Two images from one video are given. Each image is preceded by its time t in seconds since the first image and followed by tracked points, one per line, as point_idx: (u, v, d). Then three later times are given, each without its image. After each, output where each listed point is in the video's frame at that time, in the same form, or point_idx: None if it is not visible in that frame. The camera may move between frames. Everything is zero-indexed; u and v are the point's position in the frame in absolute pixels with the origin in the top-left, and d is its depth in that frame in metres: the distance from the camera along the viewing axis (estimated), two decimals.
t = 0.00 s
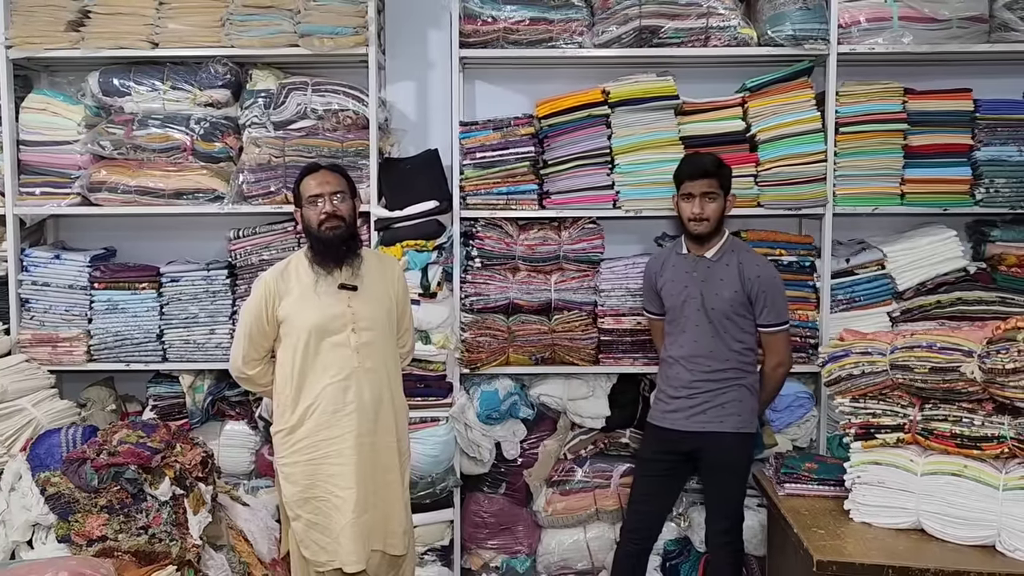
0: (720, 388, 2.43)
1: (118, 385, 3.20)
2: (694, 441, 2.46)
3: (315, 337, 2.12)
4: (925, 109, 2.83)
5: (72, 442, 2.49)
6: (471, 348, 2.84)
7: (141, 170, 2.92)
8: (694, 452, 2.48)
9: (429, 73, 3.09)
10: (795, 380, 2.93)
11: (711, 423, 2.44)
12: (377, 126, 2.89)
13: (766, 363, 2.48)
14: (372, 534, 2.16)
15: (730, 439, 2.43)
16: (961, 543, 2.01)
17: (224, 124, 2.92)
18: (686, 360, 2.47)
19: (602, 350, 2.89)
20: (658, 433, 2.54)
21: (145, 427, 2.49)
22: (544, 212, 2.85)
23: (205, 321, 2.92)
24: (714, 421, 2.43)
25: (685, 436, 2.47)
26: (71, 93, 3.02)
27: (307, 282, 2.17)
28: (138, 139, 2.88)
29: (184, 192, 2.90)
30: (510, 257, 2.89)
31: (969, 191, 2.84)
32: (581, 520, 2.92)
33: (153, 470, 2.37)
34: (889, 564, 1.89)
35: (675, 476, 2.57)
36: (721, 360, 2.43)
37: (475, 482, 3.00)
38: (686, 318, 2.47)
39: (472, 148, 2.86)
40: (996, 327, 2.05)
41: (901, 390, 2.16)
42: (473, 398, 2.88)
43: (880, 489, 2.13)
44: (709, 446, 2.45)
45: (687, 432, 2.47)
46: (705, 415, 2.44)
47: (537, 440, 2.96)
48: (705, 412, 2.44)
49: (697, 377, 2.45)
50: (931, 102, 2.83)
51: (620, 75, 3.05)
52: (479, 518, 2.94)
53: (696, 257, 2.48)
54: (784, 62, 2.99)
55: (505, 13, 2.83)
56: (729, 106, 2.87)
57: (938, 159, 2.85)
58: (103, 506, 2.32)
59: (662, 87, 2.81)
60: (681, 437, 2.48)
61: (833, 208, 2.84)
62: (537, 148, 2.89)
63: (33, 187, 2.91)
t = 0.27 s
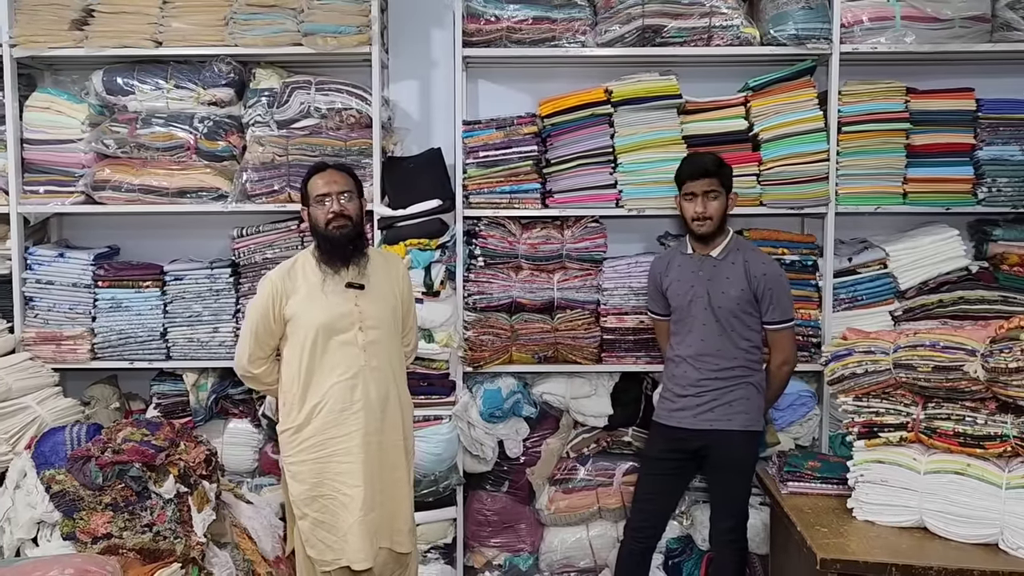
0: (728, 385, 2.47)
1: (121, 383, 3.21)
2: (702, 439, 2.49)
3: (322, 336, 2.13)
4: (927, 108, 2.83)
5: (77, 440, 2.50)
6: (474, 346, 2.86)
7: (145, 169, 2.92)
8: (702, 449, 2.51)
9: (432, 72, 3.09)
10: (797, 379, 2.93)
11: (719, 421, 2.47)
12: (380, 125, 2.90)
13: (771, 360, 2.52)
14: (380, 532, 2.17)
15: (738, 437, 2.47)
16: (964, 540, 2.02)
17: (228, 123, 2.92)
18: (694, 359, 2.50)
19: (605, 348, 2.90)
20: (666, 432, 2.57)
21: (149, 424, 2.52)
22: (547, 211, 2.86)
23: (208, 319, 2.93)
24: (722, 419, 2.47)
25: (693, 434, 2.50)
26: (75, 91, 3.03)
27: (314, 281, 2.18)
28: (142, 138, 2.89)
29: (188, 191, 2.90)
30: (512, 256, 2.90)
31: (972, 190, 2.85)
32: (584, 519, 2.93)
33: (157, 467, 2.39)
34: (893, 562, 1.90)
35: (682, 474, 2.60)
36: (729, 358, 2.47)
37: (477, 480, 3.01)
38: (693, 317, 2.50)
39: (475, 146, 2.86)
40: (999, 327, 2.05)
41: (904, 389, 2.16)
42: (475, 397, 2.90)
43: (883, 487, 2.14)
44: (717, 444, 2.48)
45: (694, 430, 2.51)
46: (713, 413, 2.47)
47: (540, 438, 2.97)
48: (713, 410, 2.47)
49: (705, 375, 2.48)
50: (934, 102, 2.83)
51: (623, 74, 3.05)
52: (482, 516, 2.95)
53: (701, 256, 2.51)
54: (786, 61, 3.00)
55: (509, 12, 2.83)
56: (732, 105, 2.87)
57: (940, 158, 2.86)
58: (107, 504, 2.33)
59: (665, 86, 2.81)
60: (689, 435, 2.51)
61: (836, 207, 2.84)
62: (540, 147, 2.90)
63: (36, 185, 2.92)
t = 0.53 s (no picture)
0: (739, 382, 2.48)
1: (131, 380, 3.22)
2: (713, 435, 2.51)
3: (337, 332, 2.14)
4: (937, 106, 2.84)
5: (89, 436, 2.51)
6: (484, 343, 2.87)
7: (155, 166, 2.92)
8: (713, 446, 2.52)
9: (441, 70, 3.10)
10: (806, 376, 2.94)
11: (730, 417, 2.49)
12: (390, 123, 2.91)
13: (782, 357, 2.54)
14: (393, 527, 2.19)
15: (748, 433, 2.49)
16: (977, 537, 2.02)
17: (238, 120, 2.93)
18: (705, 355, 2.51)
19: (614, 345, 2.91)
20: (676, 428, 2.58)
21: (161, 420, 2.51)
22: (557, 208, 2.86)
23: (218, 316, 2.94)
24: (733, 416, 2.48)
25: (704, 430, 2.52)
26: (85, 88, 3.03)
27: (329, 277, 2.18)
28: (152, 135, 2.90)
29: (198, 188, 2.90)
30: (522, 253, 2.91)
31: (980, 188, 2.85)
32: (593, 515, 2.94)
33: (170, 463, 2.38)
34: (908, 558, 1.91)
35: (692, 471, 2.60)
36: (740, 355, 2.48)
37: (487, 476, 3.02)
38: (705, 313, 2.52)
39: (485, 144, 2.86)
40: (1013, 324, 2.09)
41: (918, 386, 2.17)
42: (485, 394, 2.90)
43: (896, 484, 2.15)
44: (728, 440, 2.49)
45: (705, 427, 2.52)
46: (724, 410, 2.49)
47: (549, 435, 2.98)
48: (723, 407, 2.49)
49: (716, 372, 2.50)
50: (943, 100, 2.83)
51: (633, 72, 3.06)
52: (491, 512, 2.98)
53: (714, 253, 2.53)
54: (796, 59, 3.00)
55: (519, 9, 2.83)
56: (741, 103, 2.88)
57: (949, 156, 2.86)
58: (120, 500, 2.34)
59: (676, 84, 2.81)
60: (700, 432, 2.52)
61: (845, 205, 2.85)
62: (550, 144, 2.90)
63: (47, 182, 2.92)
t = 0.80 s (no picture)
0: (751, 380, 2.50)
1: (145, 377, 3.24)
2: (725, 433, 2.52)
3: (354, 329, 2.16)
4: (947, 106, 2.85)
5: (106, 433, 2.53)
6: (496, 341, 2.89)
7: (169, 165, 2.93)
8: (725, 443, 2.54)
9: (453, 70, 3.11)
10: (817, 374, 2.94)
11: (742, 415, 2.50)
12: (403, 122, 2.92)
13: (795, 356, 2.56)
14: (410, 524, 2.19)
15: (761, 430, 2.50)
16: (993, 534, 2.04)
17: (251, 119, 2.94)
18: (717, 353, 2.53)
19: (626, 343, 2.93)
20: (687, 426, 2.60)
21: (177, 418, 2.54)
22: (569, 207, 2.87)
23: (232, 314, 2.96)
24: (745, 413, 2.50)
25: (716, 428, 2.53)
26: (99, 87, 3.05)
27: (346, 275, 2.21)
28: (166, 134, 2.91)
29: (212, 186, 2.92)
30: (534, 251, 2.92)
31: (991, 187, 2.87)
32: (605, 512, 2.96)
33: (186, 460, 2.41)
34: (925, 555, 1.93)
35: (703, 468, 2.62)
36: (752, 353, 2.50)
37: (499, 473, 3.04)
38: (718, 312, 2.53)
39: (498, 143, 2.88)
40: None
41: (934, 384, 2.21)
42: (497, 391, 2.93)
43: (912, 481, 2.17)
44: (741, 438, 2.51)
45: (717, 424, 2.54)
46: (736, 407, 2.51)
47: (561, 432, 2.99)
48: (735, 405, 2.51)
49: (728, 370, 2.51)
50: (954, 99, 2.85)
51: (644, 71, 3.07)
52: (503, 509, 3.00)
53: (728, 252, 2.55)
54: (807, 58, 3.01)
55: (531, 9, 2.84)
56: (753, 103, 2.89)
57: (960, 155, 2.88)
58: (138, 496, 2.36)
59: (687, 83, 2.82)
60: (713, 429, 2.54)
61: (856, 203, 2.86)
62: (562, 143, 2.92)
63: (62, 180, 2.94)
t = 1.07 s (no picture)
0: (761, 376, 2.53)
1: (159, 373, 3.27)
2: (735, 428, 2.55)
3: (371, 326, 2.18)
4: (956, 104, 2.87)
5: (123, 429, 2.55)
6: (508, 337, 2.91)
7: (184, 162, 2.95)
8: (736, 439, 2.56)
9: (465, 68, 3.13)
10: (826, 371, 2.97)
11: (752, 411, 2.53)
12: (416, 120, 2.94)
13: (806, 353, 2.58)
14: (424, 519, 2.21)
15: (771, 426, 2.53)
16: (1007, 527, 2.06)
17: (265, 117, 2.96)
18: (728, 349, 2.56)
19: (637, 340, 2.95)
20: (697, 422, 2.63)
21: (193, 413, 2.54)
22: (581, 204, 2.90)
23: (246, 311, 2.98)
24: (754, 409, 2.53)
25: (726, 424, 2.56)
26: (114, 86, 3.07)
27: (363, 272, 2.23)
28: (181, 132, 2.93)
29: (227, 183, 2.95)
30: (546, 249, 2.95)
31: (1000, 185, 2.89)
32: (616, 507, 2.98)
33: (204, 455, 2.42)
34: (940, 547, 1.95)
35: (713, 463, 2.65)
36: (763, 350, 2.53)
37: (511, 468, 3.07)
38: (729, 308, 2.56)
39: (511, 141, 2.90)
40: None
41: (948, 379, 2.24)
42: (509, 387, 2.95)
43: (926, 476, 2.19)
44: (751, 433, 2.53)
45: (727, 420, 2.56)
46: (746, 403, 2.53)
47: (572, 428, 3.02)
48: (746, 401, 2.53)
49: (739, 366, 2.54)
50: (963, 98, 2.87)
51: (655, 70, 3.10)
52: (514, 504, 3.02)
53: (739, 249, 2.58)
54: (816, 57, 3.03)
55: (544, 8, 2.86)
56: (763, 101, 2.91)
57: (969, 153, 2.89)
58: (157, 490, 2.38)
59: (698, 82, 2.85)
60: (723, 425, 2.56)
61: (866, 201, 2.88)
62: (574, 141, 2.93)
63: (77, 178, 2.96)
